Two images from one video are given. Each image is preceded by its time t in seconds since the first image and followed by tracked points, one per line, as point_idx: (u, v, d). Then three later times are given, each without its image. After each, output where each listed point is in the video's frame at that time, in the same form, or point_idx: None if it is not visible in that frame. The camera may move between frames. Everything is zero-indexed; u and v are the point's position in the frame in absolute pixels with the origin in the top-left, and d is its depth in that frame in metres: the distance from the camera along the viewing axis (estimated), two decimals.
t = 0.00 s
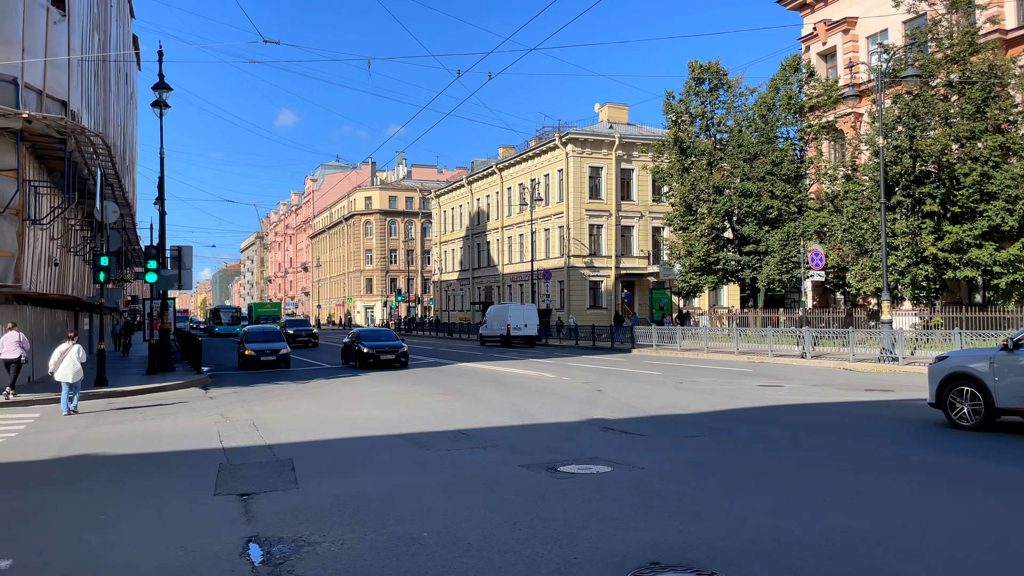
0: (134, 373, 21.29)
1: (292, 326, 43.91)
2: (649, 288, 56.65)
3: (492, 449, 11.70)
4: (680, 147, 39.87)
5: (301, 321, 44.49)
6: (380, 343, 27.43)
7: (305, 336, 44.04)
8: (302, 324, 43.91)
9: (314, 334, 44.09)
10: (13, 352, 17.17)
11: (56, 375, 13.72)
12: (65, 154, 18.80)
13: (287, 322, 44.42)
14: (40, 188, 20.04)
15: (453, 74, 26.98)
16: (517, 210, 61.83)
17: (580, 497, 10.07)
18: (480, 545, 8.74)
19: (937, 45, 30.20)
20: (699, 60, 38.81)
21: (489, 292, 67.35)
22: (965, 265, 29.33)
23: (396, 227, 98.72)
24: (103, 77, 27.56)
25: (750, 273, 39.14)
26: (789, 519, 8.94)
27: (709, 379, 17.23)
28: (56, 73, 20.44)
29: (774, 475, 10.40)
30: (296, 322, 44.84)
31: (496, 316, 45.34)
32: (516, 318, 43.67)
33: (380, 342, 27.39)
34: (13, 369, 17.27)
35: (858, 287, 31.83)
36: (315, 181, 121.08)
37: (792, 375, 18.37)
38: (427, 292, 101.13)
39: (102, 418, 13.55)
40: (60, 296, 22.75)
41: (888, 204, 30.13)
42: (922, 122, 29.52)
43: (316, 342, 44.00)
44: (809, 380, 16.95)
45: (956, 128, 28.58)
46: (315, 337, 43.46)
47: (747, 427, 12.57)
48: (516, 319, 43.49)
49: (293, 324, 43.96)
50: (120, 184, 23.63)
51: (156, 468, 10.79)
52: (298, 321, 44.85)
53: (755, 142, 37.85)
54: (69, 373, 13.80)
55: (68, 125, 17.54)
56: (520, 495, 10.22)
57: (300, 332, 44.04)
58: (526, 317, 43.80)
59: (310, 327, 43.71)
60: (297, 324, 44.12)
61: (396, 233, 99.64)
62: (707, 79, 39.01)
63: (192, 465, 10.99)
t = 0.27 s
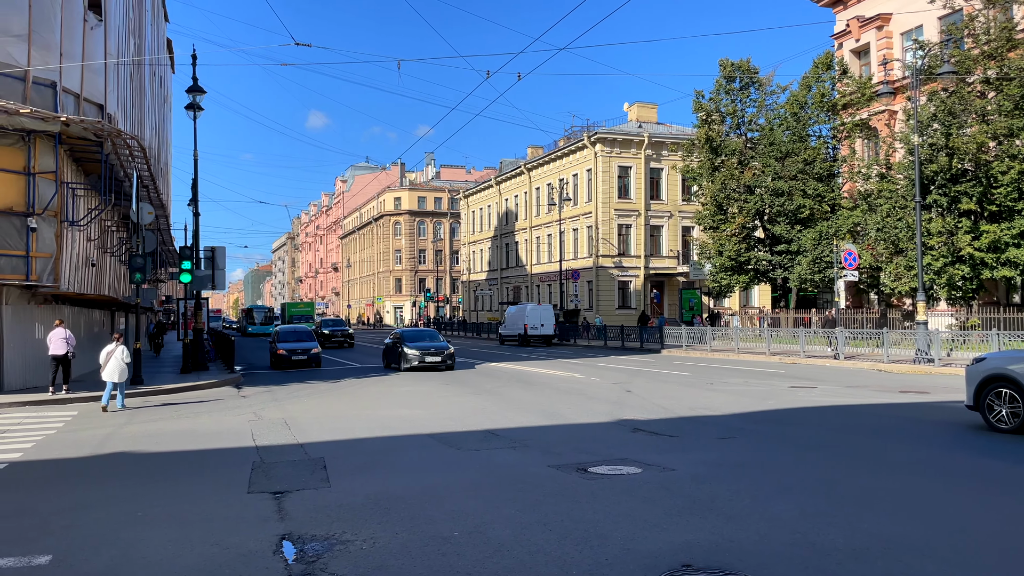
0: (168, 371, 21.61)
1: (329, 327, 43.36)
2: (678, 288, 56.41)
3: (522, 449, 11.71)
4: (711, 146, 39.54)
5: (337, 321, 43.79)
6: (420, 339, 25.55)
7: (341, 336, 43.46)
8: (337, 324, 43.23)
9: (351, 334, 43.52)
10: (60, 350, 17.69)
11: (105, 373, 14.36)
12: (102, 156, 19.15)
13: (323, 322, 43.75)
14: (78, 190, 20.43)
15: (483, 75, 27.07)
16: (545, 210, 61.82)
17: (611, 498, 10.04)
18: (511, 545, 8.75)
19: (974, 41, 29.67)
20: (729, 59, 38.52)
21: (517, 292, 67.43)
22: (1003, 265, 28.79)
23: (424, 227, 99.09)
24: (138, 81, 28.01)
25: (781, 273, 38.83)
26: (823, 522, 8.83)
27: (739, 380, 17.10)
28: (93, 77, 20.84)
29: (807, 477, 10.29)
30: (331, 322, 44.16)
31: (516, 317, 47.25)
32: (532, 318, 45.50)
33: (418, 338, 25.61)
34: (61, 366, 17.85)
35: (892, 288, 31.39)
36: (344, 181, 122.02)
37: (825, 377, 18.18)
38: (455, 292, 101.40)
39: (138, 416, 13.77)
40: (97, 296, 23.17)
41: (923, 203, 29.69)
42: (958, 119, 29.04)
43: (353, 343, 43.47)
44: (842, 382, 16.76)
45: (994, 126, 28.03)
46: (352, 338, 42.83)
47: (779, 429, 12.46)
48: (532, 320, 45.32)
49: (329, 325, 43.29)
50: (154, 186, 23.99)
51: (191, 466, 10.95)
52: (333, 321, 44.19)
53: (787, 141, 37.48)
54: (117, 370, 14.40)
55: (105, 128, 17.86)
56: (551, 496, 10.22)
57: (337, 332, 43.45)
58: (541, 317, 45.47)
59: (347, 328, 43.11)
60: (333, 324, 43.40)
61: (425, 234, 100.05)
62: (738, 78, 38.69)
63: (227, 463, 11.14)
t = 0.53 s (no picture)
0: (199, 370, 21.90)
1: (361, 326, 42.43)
2: (705, 288, 56.06)
3: (549, 449, 11.71)
4: (739, 144, 38.95)
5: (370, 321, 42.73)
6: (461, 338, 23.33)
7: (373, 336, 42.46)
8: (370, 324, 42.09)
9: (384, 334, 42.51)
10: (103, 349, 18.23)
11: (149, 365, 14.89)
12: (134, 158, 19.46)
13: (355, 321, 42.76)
14: (111, 192, 20.77)
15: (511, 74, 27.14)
16: (571, 209, 61.71)
17: (639, 499, 9.98)
18: (539, 545, 8.73)
19: (1009, 36, 29.13)
20: (757, 56, 38.18)
21: (542, 291, 67.38)
22: None
23: (450, 227, 99.33)
24: (169, 85, 28.46)
25: (810, 273, 38.46)
26: (855, 525, 8.71)
27: (768, 381, 16.96)
28: (126, 80, 21.19)
29: (837, 479, 10.17)
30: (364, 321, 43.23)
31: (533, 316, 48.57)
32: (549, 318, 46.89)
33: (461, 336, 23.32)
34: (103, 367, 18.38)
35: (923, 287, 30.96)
36: (371, 181, 122.77)
37: (855, 377, 17.98)
38: (481, 292, 101.56)
39: (169, 414, 13.96)
40: (129, 295, 23.54)
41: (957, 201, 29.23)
42: (992, 116, 28.57)
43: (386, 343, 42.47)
44: (873, 382, 16.55)
45: None
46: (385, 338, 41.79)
47: (808, 430, 12.34)
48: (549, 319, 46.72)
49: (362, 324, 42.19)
50: (186, 187, 24.33)
51: (221, 464, 11.08)
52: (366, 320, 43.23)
53: (816, 139, 37.11)
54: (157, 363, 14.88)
55: (138, 130, 18.15)
56: (578, 496, 10.20)
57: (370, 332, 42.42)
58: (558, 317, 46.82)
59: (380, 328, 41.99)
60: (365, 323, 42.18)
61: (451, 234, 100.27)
62: (766, 75, 38.33)
63: (256, 462, 11.25)
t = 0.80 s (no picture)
0: (226, 369, 22.13)
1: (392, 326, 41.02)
2: (731, 287, 55.70)
3: (573, 449, 11.69)
4: (765, 142, 38.69)
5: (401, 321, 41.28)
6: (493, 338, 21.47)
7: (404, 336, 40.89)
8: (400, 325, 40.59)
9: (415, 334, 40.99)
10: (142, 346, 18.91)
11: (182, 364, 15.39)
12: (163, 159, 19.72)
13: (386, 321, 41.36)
14: (141, 193, 21.07)
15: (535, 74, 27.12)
16: (595, 209, 61.54)
17: (665, 500, 9.92)
18: (564, 545, 8.70)
19: None
20: (784, 54, 37.82)
21: (566, 291, 67.29)
22: None
23: (474, 227, 99.45)
24: (197, 86, 28.81)
25: (838, 272, 38.06)
26: (884, 528, 8.58)
27: (795, 381, 16.79)
28: (156, 83, 21.47)
29: (866, 482, 10.04)
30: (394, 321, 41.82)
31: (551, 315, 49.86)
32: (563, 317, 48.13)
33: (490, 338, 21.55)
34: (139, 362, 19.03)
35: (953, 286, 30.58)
36: (395, 181, 123.33)
37: (883, 378, 17.75)
38: (504, 291, 101.65)
39: (197, 413, 14.13)
40: (158, 295, 23.87)
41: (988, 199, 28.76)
42: None
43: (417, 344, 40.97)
44: (902, 384, 16.33)
45: None
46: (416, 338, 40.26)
47: (836, 432, 12.20)
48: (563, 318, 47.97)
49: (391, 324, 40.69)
50: (213, 188, 24.61)
51: (249, 462, 11.18)
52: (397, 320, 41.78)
53: (844, 137, 36.67)
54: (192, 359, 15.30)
55: (167, 132, 18.39)
56: (603, 496, 10.16)
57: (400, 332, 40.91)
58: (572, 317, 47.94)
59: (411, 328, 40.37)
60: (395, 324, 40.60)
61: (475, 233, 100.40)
62: (792, 73, 37.97)
63: (283, 460, 11.34)
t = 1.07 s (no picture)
0: (252, 369, 22.37)
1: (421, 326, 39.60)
2: (756, 287, 55.24)
3: (597, 450, 11.68)
4: (790, 141, 38.50)
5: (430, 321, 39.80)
6: (528, 340, 19.74)
7: (434, 337, 39.36)
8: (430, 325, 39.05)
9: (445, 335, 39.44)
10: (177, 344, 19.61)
11: (216, 364, 15.89)
12: (190, 161, 19.95)
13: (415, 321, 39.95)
14: (168, 194, 21.34)
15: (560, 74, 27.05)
16: (618, 208, 61.31)
17: (690, 502, 9.86)
18: (590, 545, 8.66)
19: None
20: (809, 52, 37.45)
21: (589, 291, 67.14)
22: None
23: (497, 227, 99.44)
24: (223, 89, 29.11)
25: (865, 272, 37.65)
26: (913, 531, 8.46)
27: (821, 382, 16.62)
28: (184, 86, 21.71)
29: (894, 484, 9.92)
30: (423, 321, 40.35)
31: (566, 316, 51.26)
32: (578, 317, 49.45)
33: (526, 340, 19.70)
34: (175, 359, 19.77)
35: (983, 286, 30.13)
36: (418, 182, 123.72)
37: (911, 379, 17.53)
38: (527, 291, 101.57)
39: (224, 412, 14.27)
40: (185, 294, 24.16)
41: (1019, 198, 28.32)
42: None
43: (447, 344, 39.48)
44: (930, 385, 16.10)
45: None
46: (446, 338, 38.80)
47: (861, 434, 12.08)
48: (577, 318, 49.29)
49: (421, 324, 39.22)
50: (239, 189, 24.85)
51: (275, 462, 11.28)
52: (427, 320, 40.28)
53: (871, 135, 36.20)
54: (227, 360, 15.72)
55: (194, 134, 18.60)
56: (628, 498, 10.12)
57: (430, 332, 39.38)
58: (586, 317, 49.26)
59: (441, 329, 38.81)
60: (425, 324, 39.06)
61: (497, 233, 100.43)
62: (818, 71, 37.59)
63: (309, 459, 11.42)
